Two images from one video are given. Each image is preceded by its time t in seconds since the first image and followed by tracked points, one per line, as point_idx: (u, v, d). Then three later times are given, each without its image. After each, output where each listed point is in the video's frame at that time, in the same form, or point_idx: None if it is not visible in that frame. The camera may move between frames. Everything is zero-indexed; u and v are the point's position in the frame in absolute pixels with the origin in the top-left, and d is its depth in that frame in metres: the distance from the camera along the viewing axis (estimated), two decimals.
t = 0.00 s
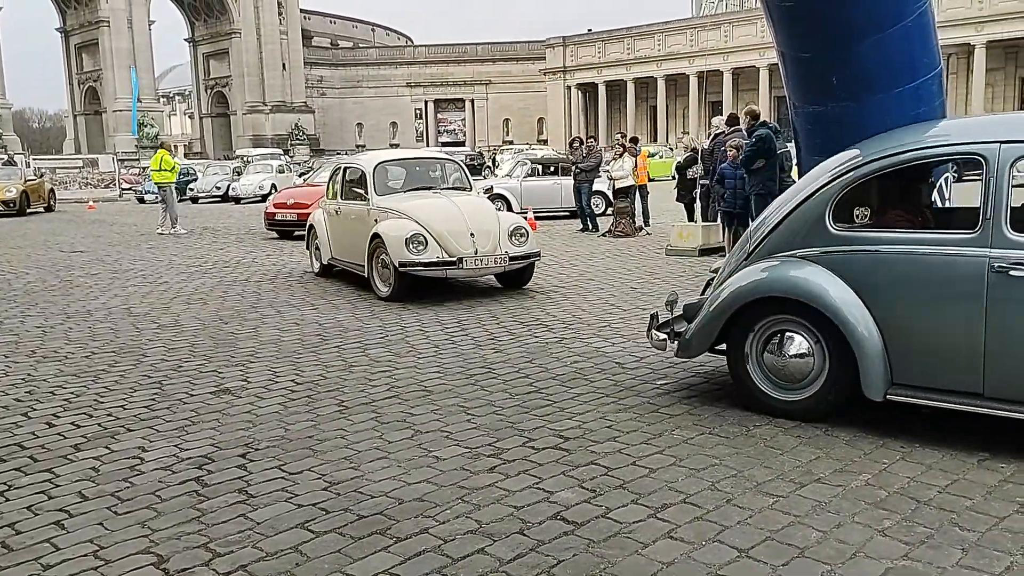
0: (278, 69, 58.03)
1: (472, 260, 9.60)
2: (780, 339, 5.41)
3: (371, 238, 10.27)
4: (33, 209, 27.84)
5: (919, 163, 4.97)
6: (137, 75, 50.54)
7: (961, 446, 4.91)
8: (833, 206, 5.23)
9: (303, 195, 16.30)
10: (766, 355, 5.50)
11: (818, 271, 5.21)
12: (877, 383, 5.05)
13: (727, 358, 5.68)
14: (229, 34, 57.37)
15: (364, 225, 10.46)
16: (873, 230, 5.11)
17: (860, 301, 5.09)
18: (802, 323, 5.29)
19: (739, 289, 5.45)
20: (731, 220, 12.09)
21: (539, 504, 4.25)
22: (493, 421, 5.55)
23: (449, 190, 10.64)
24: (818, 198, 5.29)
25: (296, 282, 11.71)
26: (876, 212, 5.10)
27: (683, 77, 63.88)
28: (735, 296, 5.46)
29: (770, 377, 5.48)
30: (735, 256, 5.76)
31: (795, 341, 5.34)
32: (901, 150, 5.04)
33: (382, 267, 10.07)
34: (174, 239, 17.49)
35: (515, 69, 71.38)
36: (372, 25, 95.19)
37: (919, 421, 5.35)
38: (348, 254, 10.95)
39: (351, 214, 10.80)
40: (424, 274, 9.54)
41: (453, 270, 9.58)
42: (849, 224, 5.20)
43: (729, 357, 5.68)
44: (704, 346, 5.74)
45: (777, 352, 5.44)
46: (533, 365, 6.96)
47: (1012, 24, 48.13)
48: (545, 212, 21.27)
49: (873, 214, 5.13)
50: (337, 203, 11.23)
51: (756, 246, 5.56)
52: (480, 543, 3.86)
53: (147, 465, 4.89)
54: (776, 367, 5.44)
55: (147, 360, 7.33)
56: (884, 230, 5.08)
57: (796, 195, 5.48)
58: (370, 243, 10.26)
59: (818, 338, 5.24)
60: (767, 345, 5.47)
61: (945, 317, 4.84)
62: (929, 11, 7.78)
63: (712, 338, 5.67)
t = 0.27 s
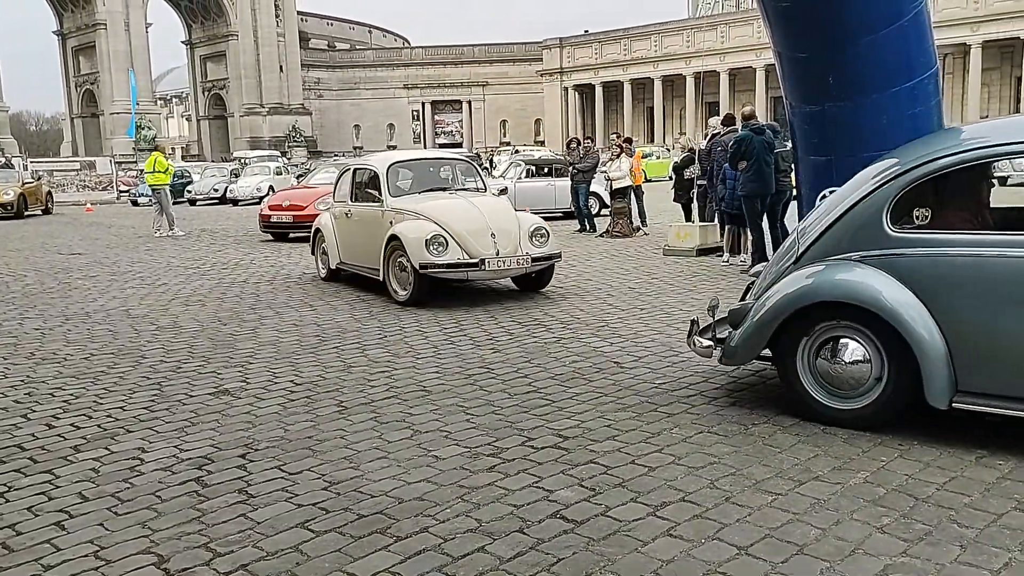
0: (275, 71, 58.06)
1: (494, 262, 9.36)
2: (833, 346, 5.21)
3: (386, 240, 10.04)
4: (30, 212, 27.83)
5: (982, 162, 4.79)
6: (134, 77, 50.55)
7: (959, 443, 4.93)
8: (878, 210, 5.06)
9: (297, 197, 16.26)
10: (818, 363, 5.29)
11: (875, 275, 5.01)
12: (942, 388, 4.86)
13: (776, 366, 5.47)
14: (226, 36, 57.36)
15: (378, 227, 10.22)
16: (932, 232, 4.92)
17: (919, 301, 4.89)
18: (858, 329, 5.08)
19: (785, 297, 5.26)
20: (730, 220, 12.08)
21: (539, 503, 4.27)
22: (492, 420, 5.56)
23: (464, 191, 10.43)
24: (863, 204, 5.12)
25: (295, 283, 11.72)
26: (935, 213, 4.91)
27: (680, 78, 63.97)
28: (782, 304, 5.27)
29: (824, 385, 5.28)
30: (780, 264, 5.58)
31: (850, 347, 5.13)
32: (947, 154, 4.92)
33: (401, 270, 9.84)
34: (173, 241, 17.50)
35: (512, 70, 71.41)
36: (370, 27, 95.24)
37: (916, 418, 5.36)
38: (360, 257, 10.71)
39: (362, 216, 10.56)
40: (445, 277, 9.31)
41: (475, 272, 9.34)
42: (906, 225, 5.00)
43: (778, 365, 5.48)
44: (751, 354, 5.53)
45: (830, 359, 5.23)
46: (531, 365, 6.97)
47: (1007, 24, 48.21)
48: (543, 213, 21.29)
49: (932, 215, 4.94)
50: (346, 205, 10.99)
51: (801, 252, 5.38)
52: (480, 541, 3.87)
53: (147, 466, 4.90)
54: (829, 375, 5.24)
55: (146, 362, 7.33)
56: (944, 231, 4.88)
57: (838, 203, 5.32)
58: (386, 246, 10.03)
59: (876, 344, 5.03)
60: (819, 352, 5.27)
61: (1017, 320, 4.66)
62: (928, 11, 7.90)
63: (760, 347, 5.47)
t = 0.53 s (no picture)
0: (276, 82, 58.24)
1: (523, 274, 9.12)
2: (897, 363, 5.01)
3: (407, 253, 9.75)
4: (31, 223, 27.86)
5: None
6: (135, 88, 50.71)
7: (959, 452, 4.92)
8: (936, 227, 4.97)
9: (294, 207, 16.25)
10: (882, 380, 5.08)
11: (944, 288, 4.87)
12: (1019, 405, 4.69)
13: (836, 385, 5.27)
14: (227, 47, 57.55)
15: (398, 239, 9.93)
16: (1003, 244, 4.82)
17: (989, 314, 4.75)
18: (924, 344, 4.91)
19: (845, 314, 5.11)
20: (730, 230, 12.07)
21: (539, 512, 4.26)
22: (492, 429, 5.56)
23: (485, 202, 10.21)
24: (921, 220, 5.03)
25: (296, 294, 11.72)
26: (1007, 225, 4.82)
27: (680, 88, 64.14)
28: (842, 321, 5.11)
29: (887, 404, 5.06)
30: (833, 281, 5.43)
31: (916, 364, 4.94)
32: (1001, 168, 4.85)
33: (424, 283, 9.55)
34: (173, 251, 17.51)
35: (512, 81, 71.61)
36: (370, 38, 95.59)
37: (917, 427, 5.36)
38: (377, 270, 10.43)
39: (380, 228, 10.27)
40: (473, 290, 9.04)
41: (503, 285, 9.09)
42: (976, 238, 4.89)
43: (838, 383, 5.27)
44: (809, 373, 5.33)
45: (895, 376, 5.03)
46: (531, 374, 6.97)
47: (1006, 34, 48.32)
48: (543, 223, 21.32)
49: (1003, 228, 4.85)
50: (363, 216, 10.68)
51: (857, 270, 5.24)
52: (480, 550, 3.87)
53: (147, 475, 4.89)
54: (894, 394, 5.03)
55: (146, 372, 7.33)
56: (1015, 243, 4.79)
57: (892, 223, 5.23)
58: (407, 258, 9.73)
59: (945, 360, 4.85)
60: (882, 369, 5.07)
61: None
62: (926, 27, 9.07)
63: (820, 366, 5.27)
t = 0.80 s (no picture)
0: (275, 84, 58.27)
1: (559, 277, 8.82)
2: (972, 370, 4.78)
3: (435, 256, 9.47)
4: (30, 226, 27.86)
5: None
6: (135, 91, 50.76)
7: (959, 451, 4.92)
8: (1004, 231, 4.88)
9: (291, 209, 16.20)
10: (955, 390, 4.85)
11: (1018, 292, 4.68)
12: None
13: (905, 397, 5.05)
14: (226, 50, 57.58)
15: (424, 243, 9.65)
16: None
17: None
18: (999, 350, 4.69)
19: (910, 322, 4.92)
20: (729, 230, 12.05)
21: (539, 512, 4.26)
22: (492, 431, 5.55)
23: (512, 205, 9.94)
24: (986, 227, 4.94)
25: (296, 296, 11.72)
26: None
27: (679, 91, 64.18)
28: (908, 331, 4.91)
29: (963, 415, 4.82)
30: (893, 291, 5.27)
31: (992, 370, 4.72)
32: None
33: (454, 287, 9.27)
34: (172, 254, 17.51)
35: (511, 83, 71.63)
36: (370, 41, 95.66)
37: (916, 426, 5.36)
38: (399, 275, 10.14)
39: (403, 231, 9.97)
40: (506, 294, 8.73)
41: (538, 288, 8.79)
42: None
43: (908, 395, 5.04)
44: (875, 383, 5.12)
45: (969, 385, 4.80)
46: (531, 375, 6.96)
47: (1005, 36, 48.33)
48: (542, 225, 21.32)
49: None
50: (383, 219, 10.38)
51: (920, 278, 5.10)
52: (480, 550, 3.86)
53: (146, 477, 4.89)
54: (968, 401, 4.80)
55: (145, 373, 7.33)
56: None
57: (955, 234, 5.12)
58: (435, 262, 9.45)
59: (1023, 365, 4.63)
60: (955, 378, 4.85)
61: None
62: (924, 30, 9.17)
63: (886, 376, 5.06)
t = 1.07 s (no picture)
0: (273, 84, 58.23)
1: (597, 280, 8.49)
2: None
3: (462, 259, 9.11)
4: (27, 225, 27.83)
5: None
6: (132, 91, 50.71)
7: (957, 451, 4.92)
8: None
9: (285, 209, 16.10)
10: None
11: None
12: None
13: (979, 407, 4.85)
14: (224, 50, 57.54)
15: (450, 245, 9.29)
16: None
17: None
18: None
19: (980, 334, 4.73)
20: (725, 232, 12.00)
21: (536, 513, 4.25)
22: (489, 431, 5.55)
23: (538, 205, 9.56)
24: None
25: (293, 296, 11.71)
26: None
27: (677, 91, 64.21)
28: (977, 342, 4.73)
29: None
30: (959, 297, 5.08)
31: None
32: None
33: (485, 290, 8.92)
34: (169, 254, 17.50)
35: (509, 83, 71.63)
36: (367, 41, 95.65)
37: (914, 427, 5.36)
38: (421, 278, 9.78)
39: (426, 233, 9.60)
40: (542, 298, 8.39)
41: (574, 292, 8.45)
42: None
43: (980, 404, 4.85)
44: (945, 394, 4.93)
45: None
46: (528, 376, 6.96)
47: (1001, 36, 48.41)
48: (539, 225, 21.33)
49: None
50: (403, 219, 9.99)
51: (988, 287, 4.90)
52: (477, 551, 3.86)
53: (142, 477, 4.88)
54: None
55: (142, 374, 7.32)
56: None
57: None
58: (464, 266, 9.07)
59: None
60: None
61: None
62: (921, 31, 9.18)
63: (955, 387, 4.87)
